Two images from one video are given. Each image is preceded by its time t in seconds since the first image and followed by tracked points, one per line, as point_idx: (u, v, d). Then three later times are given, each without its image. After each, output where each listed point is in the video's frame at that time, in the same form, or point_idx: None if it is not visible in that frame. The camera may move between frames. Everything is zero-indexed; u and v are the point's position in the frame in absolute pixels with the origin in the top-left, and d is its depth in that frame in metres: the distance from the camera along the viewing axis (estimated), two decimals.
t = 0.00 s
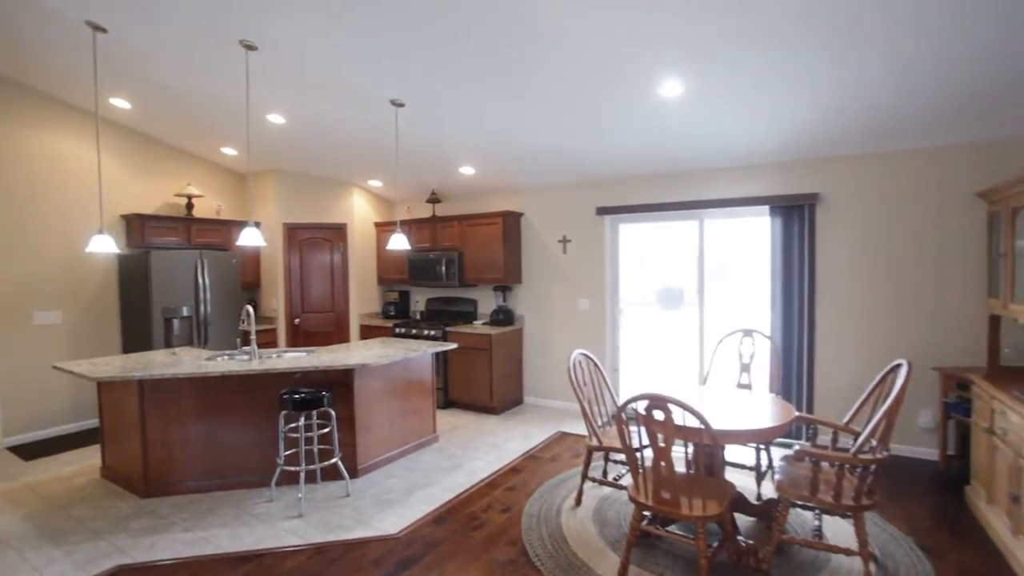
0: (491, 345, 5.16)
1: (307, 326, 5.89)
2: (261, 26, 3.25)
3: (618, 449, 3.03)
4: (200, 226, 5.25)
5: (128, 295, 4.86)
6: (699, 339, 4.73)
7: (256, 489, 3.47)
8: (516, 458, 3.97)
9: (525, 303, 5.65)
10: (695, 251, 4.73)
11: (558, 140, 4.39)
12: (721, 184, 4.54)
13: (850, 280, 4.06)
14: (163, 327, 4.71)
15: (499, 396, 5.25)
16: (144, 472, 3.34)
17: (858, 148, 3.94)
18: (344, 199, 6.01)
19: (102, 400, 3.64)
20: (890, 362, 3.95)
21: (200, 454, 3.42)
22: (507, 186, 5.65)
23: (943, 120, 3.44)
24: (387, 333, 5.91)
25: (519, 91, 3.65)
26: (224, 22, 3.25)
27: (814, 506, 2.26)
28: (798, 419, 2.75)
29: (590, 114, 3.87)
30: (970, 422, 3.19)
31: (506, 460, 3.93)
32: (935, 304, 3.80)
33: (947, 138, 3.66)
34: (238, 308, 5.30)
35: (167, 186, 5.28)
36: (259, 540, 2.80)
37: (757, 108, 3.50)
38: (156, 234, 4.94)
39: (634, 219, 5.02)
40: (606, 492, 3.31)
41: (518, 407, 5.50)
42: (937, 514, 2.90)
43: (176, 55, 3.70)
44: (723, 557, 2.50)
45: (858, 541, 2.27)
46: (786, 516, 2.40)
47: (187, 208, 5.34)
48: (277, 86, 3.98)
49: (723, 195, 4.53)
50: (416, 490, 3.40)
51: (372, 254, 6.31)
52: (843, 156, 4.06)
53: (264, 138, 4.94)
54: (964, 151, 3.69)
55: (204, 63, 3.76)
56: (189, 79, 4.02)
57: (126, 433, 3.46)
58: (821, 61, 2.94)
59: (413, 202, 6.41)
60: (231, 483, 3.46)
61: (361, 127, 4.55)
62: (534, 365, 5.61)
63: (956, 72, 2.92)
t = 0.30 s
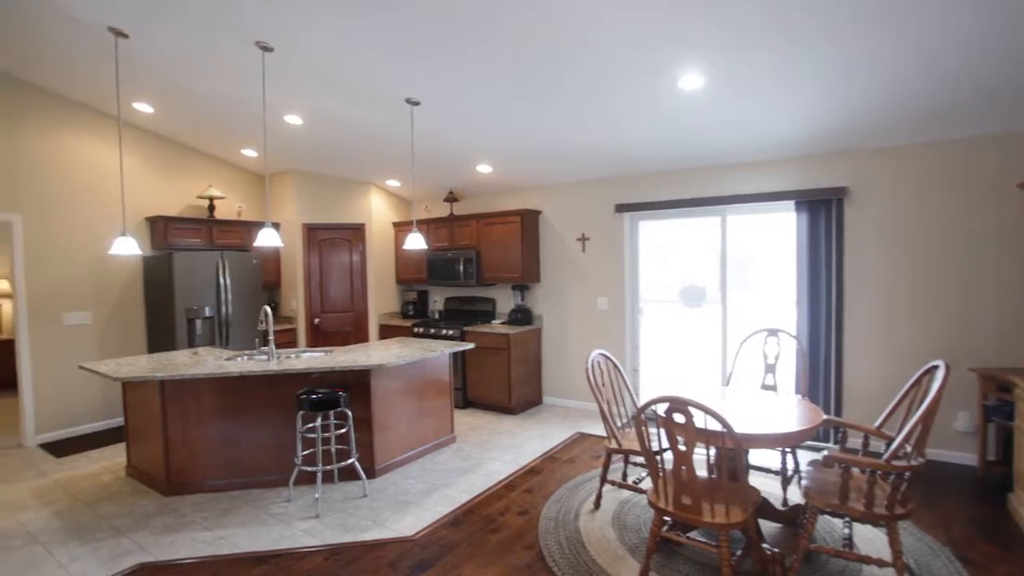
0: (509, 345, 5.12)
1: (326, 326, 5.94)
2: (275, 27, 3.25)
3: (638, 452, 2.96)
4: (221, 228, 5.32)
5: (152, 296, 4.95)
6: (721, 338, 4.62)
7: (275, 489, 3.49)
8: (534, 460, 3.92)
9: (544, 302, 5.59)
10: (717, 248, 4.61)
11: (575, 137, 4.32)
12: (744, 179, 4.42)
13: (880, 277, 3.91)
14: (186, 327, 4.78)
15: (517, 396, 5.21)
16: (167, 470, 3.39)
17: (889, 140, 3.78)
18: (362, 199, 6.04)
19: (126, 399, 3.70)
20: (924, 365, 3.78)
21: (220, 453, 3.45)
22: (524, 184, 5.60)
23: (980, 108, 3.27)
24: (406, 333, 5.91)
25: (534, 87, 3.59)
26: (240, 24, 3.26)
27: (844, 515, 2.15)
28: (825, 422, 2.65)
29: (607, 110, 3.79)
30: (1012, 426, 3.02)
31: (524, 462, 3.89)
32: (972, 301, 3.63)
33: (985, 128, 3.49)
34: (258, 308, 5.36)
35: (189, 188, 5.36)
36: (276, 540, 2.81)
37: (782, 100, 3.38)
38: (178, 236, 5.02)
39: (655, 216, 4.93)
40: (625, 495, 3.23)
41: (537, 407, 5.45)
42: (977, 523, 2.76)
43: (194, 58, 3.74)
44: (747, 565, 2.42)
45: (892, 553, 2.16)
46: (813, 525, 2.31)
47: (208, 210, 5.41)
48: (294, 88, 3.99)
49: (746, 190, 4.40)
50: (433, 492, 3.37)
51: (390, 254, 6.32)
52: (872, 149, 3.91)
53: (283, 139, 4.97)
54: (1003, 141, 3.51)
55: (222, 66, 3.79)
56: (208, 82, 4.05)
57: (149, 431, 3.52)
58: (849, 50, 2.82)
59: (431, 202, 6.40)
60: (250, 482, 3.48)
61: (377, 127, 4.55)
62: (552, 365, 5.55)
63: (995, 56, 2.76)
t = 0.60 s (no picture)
0: (528, 344, 5.07)
1: (348, 324, 5.98)
2: (292, 27, 3.25)
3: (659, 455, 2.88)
4: (244, 229, 5.40)
5: (178, 296, 5.04)
6: (747, 337, 4.49)
7: (296, 487, 3.51)
8: (554, 460, 3.87)
9: (564, 300, 5.53)
10: (742, 245, 4.49)
11: (595, 134, 4.24)
12: (770, 173, 4.28)
13: (915, 273, 3.74)
14: (211, 326, 4.86)
15: (538, 395, 5.16)
16: (191, 468, 3.45)
17: (924, 129, 3.60)
18: (381, 199, 6.06)
19: (152, 397, 3.78)
20: (964, 366, 3.60)
21: (242, 451, 3.49)
22: (544, 181, 5.54)
23: None
24: (426, 332, 5.92)
25: (552, 83, 3.52)
26: (257, 26, 3.27)
27: (877, 524, 2.05)
28: (857, 426, 2.53)
29: (627, 105, 3.70)
30: None
31: (543, 462, 3.84)
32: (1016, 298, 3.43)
33: None
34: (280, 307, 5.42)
35: (213, 190, 5.46)
36: (295, 539, 2.82)
37: (810, 91, 3.25)
38: (203, 237, 5.11)
39: (677, 212, 4.82)
40: (646, 499, 3.16)
41: (558, 407, 5.39)
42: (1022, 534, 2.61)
43: (214, 60, 3.77)
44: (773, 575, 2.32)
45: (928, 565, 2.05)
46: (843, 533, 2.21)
47: (232, 211, 5.50)
48: (311, 88, 4.00)
49: (772, 185, 4.27)
50: (451, 492, 3.35)
51: (411, 253, 6.34)
52: (907, 139, 3.73)
53: (303, 140, 5.02)
54: None
55: (241, 68, 3.82)
56: (228, 84, 4.09)
57: (173, 429, 3.58)
58: (883, 36, 2.68)
59: (451, 200, 6.39)
60: (271, 481, 3.51)
61: (395, 126, 4.54)
62: (573, 364, 5.49)
63: None
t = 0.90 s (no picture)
0: (550, 343, 5.03)
1: (370, 323, 6.03)
2: (310, 28, 3.26)
3: (681, 458, 2.81)
4: (269, 228, 5.48)
5: (206, 294, 5.15)
6: (774, 337, 4.36)
7: (317, 484, 3.54)
8: (575, 461, 3.83)
9: (586, 299, 5.47)
10: (769, 241, 4.35)
11: (616, 129, 4.16)
12: (798, 167, 4.14)
13: (955, 270, 3.56)
14: (237, 325, 4.95)
15: (559, 395, 5.12)
16: (216, 464, 3.52)
17: (966, 119, 3.42)
18: (403, 198, 6.08)
19: (179, 393, 3.86)
20: (1008, 369, 3.41)
21: (265, 448, 3.54)
22: (565, 178, 5.48)
23: None
24: (448, 331, 5.92)
25: (571, 79, 3.46)
26: (277, 28, 3.30)
27: (912, 536, 1.95)
28: (891, 431, 2.42)
29: (649, 100, 3.61)
30: None
31: (564, 463, 3.80)
32: None
33: None
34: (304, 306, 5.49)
35: (238, 190, 5.55)
36: (315, 536, 2.84)
37: (841, 82, 3.12)
38: (230, 237, 5.21)
39: (701, 208, 4.71)
40: (668, 502, 3.09)
41: (580, 406, 5.34)
42: None
43: (237, 63, 3.82)
44: None
45: None
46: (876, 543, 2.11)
47: (257, 211, 5.59)
48: (331, 88, 4.02)
49: (801, 179, 4.12)
50: (470, 492, 3.34)
51: (432, 252, 6.35)
52: (946, 130, 3.54)
53: (325, 140, 5.06)
54: None
55: (263, 69, 3.86)
56: (250, 85, 4.14)
57: (199, 425, 3.65)
58: (919, 22, 2.54)
59: (472, 198, 6.38)
60: (293, 477, 3.56)
61: (415, 125, 4.54)
62: (595, 363, 5.43)
63: None
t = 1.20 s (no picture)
0: (571, 342, 4.96)
1: (392, 321, 6.06)
2: (329, 26, 3.26)
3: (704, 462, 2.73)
4: (292, 227, 5.54)
5: (231, 293, 5.23)
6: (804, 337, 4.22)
7: (337, 482, 3.56)
8: (596, 462, 3.76)
9: (608, 298, 5.38)
10: (799, 238, 4.21)
11: (639, 124, 4.07)
12: (830, 160, 3.98)
13: (998, 268, 3.37)
14: (261, 322, 5.02)
15: (580, 395, 5.05)
16: (239, 460, 3.56)
17: (1011, 107, 3.23)
18: (424, 196, 6.08)
19: (205, 390, 3.92)
20: None
21: (285, 445, 3.57)
22: (586, 175, 5.40)
23: None
24: (469, 329, 5.90)
25: (592, 73, 3.39)
26: (297, 26, 3.31)
27: (953, 550, 1.84)
28: (929, 438, 2.29)
29: (672, 94, 3.52)
30: None
31: (585, 464, 3.73)
32: None
33: None
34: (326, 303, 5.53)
35: (262, 190, 5.63)
36: (333, 534, 2.84)
37: (875, 72, 2.99)
38: (254, 236, 5.28)
39: (727, 204, 4.59)
40: (692, 507, 3.01)
41: (602, 407, 5.26)
42: None
43: (260, 63, 3.85)
44: None
45: None
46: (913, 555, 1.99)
47: (281, 210, 5.66)
48: (350, 86, 4.02)
49: (832, 173, 3.97)
50: (489, 493, 3.30)
51: (453, 250, 6.34)
52: (990, 119, 3.36)
53: (346, 138, 5.08)
54: None
55: (284, 69, 3.88)
56: (272, 85, 4.17)
57: (223, 421, 3.70)
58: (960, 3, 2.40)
59: (493, 196, 6.35)
60: (313, 475, 3.57)
61: (435, 122, 4.52)
62: (617, 363, 5.34)
63: None
